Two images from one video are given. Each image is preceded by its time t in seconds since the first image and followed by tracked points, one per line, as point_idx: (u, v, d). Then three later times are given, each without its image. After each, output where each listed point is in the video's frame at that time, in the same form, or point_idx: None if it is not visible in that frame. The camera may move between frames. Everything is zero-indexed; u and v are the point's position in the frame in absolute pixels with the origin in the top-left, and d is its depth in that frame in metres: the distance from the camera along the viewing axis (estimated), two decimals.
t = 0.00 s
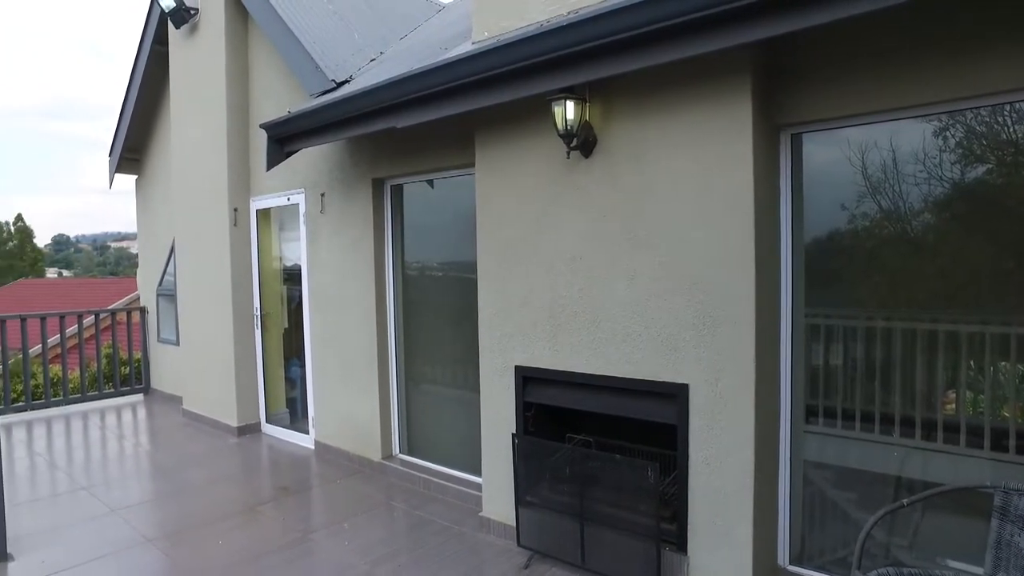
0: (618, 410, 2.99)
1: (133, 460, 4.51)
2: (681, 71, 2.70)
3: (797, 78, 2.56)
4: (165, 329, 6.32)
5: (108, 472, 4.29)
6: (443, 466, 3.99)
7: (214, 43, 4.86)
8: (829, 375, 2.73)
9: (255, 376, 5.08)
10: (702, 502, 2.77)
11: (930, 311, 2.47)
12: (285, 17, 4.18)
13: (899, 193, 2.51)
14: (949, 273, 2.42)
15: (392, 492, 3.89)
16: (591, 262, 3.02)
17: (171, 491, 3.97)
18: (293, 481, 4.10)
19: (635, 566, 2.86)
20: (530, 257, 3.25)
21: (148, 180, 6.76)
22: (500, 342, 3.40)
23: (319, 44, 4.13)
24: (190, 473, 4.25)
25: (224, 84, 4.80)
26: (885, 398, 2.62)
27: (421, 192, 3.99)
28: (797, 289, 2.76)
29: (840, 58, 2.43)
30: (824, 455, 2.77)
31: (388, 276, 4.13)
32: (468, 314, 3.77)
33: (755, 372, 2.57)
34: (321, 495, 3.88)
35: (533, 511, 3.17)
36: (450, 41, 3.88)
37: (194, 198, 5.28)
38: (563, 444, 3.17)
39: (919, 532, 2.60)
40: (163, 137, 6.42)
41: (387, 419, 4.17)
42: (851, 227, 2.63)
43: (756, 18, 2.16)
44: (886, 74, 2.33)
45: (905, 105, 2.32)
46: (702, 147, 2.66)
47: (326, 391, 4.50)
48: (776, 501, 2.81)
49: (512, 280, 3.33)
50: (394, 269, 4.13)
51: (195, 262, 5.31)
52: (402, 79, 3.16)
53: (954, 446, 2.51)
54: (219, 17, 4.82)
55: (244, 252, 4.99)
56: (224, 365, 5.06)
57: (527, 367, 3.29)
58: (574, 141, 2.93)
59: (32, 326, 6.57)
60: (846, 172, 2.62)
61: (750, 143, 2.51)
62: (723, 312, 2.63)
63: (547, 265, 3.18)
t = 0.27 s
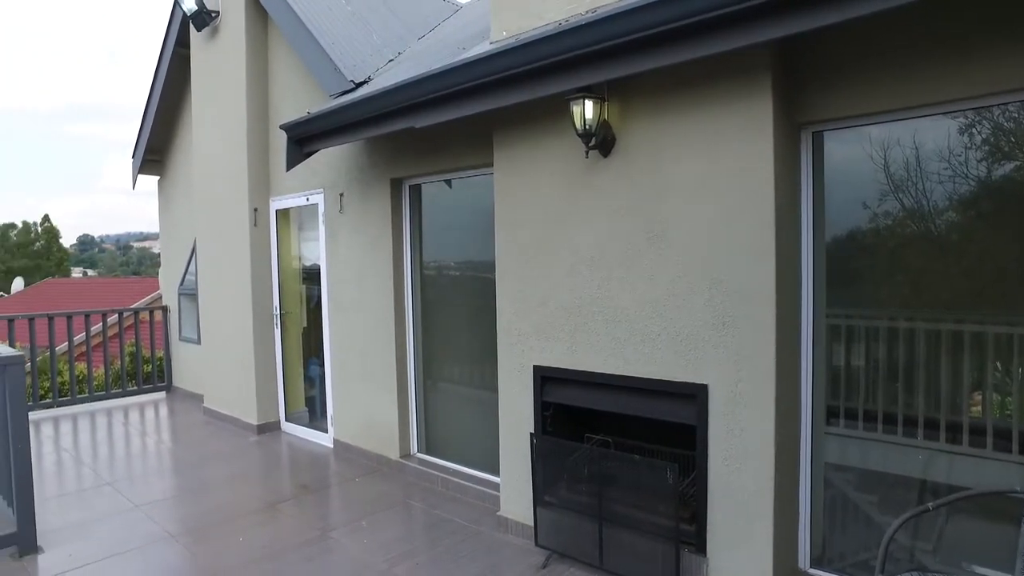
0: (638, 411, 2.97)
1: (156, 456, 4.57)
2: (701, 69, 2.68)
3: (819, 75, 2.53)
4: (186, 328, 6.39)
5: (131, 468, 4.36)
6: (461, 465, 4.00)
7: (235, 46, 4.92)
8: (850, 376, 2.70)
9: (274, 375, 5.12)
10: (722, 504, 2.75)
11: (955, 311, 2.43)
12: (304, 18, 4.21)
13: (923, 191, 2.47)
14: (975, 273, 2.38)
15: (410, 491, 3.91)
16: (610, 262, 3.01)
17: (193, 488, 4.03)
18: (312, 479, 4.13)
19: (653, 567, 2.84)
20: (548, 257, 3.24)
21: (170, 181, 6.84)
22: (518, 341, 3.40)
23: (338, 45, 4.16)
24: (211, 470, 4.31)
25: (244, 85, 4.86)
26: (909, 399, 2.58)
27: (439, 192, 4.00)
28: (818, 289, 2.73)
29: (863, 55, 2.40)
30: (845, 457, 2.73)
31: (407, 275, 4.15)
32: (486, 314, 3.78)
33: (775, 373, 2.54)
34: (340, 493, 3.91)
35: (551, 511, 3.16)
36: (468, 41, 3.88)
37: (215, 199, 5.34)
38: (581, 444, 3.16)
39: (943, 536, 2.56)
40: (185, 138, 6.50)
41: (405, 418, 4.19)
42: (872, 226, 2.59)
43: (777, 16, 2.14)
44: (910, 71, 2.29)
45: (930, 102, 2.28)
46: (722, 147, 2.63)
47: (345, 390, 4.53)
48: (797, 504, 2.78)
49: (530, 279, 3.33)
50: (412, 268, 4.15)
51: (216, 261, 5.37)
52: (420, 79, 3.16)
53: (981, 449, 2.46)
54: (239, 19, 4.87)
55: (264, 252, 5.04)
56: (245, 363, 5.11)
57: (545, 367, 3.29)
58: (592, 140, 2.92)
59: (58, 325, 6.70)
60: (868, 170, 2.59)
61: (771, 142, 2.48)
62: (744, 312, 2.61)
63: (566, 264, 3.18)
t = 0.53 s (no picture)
0: (659, 412, 2.96)
1: (180, 453, 4.64)
2: (724, 68, 2.65)
3: (844, 73, 2.50)
4: (210, 327, 6.48)
5: (157, 464, 4.43)
6: (481, 464, 4.01)
7: (258, 48, 4.97)
8: (875, 377, 2.65)
9: (296, 374, 5.17)
10: (744, 507, 2.72)
11: (984, 311, 2.38)
12: (326, 20, 4.25)
13: (951, 189, 2.43)
14: (1006, 272, 2.33)
15: (431, 490, 3.93)
16: (631, 262, 3.00)
17: (216, 485, 4.08)
18: (333, 477, 4.16)
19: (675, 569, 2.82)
20: (569, 256, 3.24)
21: (194, 182, 6.94)
22: (539, 341, 3.40)
23: (359, 46, 4.18)
24: (234, 467, 4.36)
25: (267, 87, 4.91)
26: (936, 401, 2.53)
27: (459, 192, 4.00)
28: (842, 289, 2.69)
29: (888, 51, 2.36)
30: (870, 460, 2.69)
31: (427, 275, 4.16)
32: (507, 314, 3.78)
33: (798, 374, 2.51)
34: (361, 492, 3.93)
35: (571, 512, 3.16)
36: (488, 41, 3.88)
37: (238, 199, 5.40)
38: (602, 445, 3.15)
39: (972, 542, 2.51)
40: (208, 140, 6.59)
41: (425, 417, 4.20)
42: (897, 224, 2.55)
43: (802, 13, 2.11)
44: (938, 67, 2.25)
45: (959, 98, 2.23)
46: (746, 146, 2.61)
47: (366, 389, 4.55)
48: (821, 507, 2.74)
49: (551, 279, 3.33)
50: (432, 268, 4.16)
51: (239, 260, 5.43)
52: (441, 79, 3.17)
53: (1012, 454, 2.40)
54: (262, 21, 4.92)
55: (286, 252, 5.09)
56: (267, 362, 5.16)
57: (566, 367, 3.28)
58: (614, 140, 2.91)
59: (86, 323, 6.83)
60: (894, 168, 2.55)
61: (795, 140, 2.45)
62: (767, 313, 2.58)
63: (587, 265, 3.17)
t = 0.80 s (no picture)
0: (680, 412, 2.94)
1: (203, 451, 4.70)
2: (746, 66, 2.63)
3: (868, 70, 2.46)
4: (232, 326, 6.55)
5: (181, 461, 4.50)
6: (500, 464, 4.01)
7: (279, 50, 5.02)
8: (899, 379, 2.61)
9: (316, 373, 5.20)
10: (766, 509, 2.69)
11: (1014, 312, 2.33)
12: (346, 22, 4.28)
13: (978, 187, 2.38)
14: None
15: (450, 489, 3.94)
16: (652, 262, 2.98)
17: (238, 482, 4.12)
18: (353, 476, 4.19)
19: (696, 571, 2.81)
20: (589, 256, 3.23)
21: (216, 183, 7.02)
22: (558, 341, 3.40)
23: (379, 47, 4.20)
24: (256, 465, 4.41)
25: (288, 89, 4.96)
26: (963, 404, 2.48)
27: (479, 192, 4.01)
28: (866, 289, 2.65)
29: (913, 47, 2.33)
30: (895, 463, 2.65)
31: (447, 275, 4.17)
32: (526, 314, 3.78)
33: (822, 375, 2.48)
34: (381, 490, 3.95)
35: (591, 512, 3.15)
36: (508, 41, 3.88)
37: (260, 199, 5.46)
38: (622, 446, 3.14)
39: (1002, 548, 2.47)
40: (230, 141, 6.66)
41: (445, 417, 4.22)
42: (923, 223, 2.51)
43: (826, 9, 2.08)
44: (964, 62, 2.21)
45: (987, 94, 2.19)
46: (769, 144, 2.58)
47: (386, 389, 4.58)
48: (845, 511, 2.71)
49: (571, 279, 3.32)
50: (452, 268, 4.17)
51: (260, 260, 5.49)
52: (460, 80, 3.18)
53: None
54: (283, 24, 4.97)
55: (307, 252, 5.13)
56: (288, 361, 5.21)
57: (586, 367, 3.28)
58: (634, 139, 2.90)
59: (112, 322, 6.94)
60: (919, 166, 2.50)
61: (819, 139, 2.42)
62: (790, 313, 2.55)
63: (607, 265, 3.16)
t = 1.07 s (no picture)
0: (705, 414, 2.91)
1: (230, 448, 4.77)
2: (773, 64, 2.60)
3: (897, 66, 2.42)
4: (257, 325, 6.64)
5: (207, 458, 4.57)
6: (523, 464, 4.01)
7: (304, 52, 5.08)
8: (929, 382, 2.55)
9: (340, 372, 5.25)
10: (792, 512, 2.66)
11: None
12: (370, 24, 4.31)
13: (1013, 185, 2.33)
14: None
15: (473, 489, 3.95)
16: (677, 262, 2.96)
17: (263, 479, 4.17)
18: (376, 474, 4.22)
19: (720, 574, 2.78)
20: (613, 256, 3.22)
21: (242, 184, 7.12)
22: (582, 341, 3.39)
23: (402, 48, 4.23)
24: (281, 462, 4.46)
25: (312, 90, 5.01)
26: (996, 408, 2.42)
27: (502, 192, 4.02)
28: (896, 290, 2.60)
29: (945, 43, 2.28)
30: (924, 467, 2.59)
31: (470, 274, 4.18)
32: (550, 314, 3.78)
33: (849, 377, 2.44)
34: (404, 489, 3.98)
35: (614, 513, 3.14)
36: (531, 41, 3.88)
37: (284, 200, 5.52)
38: (645, 446, 3.12)
39: None
40: (256, 142, 6.75)
41: (468, 416, 4.23)
42: (954, 222, 2.46)
43: (855, 6, 2.05)
44: (998, 57, 2.16)
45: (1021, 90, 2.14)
46: (796, 143, 2.55)
47: (409, 388, 4.61)
48: (874, 515, 2.66)
49: (595, 279, 3.31)
50: (475, 267, 4.18)
51: (285, 260, 5.56)
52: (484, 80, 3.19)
53: None
54: (308, 26, 5.02)
55: (332, 252, 5.18)
56: (313, 360, 5.27)
57: (610, 367, 3.27)
58: (658, 139, 2.89)
59: (140, 320, 7.07)
60: (951, 164, 2.45)
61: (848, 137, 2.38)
62: (817, 314, 2.52)
63: (631, 264, 3.15)
